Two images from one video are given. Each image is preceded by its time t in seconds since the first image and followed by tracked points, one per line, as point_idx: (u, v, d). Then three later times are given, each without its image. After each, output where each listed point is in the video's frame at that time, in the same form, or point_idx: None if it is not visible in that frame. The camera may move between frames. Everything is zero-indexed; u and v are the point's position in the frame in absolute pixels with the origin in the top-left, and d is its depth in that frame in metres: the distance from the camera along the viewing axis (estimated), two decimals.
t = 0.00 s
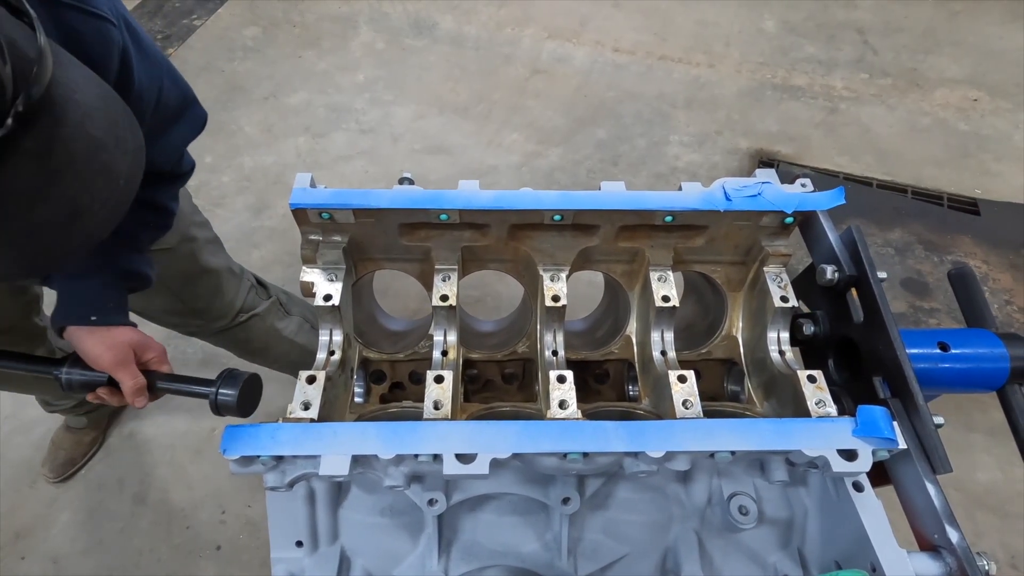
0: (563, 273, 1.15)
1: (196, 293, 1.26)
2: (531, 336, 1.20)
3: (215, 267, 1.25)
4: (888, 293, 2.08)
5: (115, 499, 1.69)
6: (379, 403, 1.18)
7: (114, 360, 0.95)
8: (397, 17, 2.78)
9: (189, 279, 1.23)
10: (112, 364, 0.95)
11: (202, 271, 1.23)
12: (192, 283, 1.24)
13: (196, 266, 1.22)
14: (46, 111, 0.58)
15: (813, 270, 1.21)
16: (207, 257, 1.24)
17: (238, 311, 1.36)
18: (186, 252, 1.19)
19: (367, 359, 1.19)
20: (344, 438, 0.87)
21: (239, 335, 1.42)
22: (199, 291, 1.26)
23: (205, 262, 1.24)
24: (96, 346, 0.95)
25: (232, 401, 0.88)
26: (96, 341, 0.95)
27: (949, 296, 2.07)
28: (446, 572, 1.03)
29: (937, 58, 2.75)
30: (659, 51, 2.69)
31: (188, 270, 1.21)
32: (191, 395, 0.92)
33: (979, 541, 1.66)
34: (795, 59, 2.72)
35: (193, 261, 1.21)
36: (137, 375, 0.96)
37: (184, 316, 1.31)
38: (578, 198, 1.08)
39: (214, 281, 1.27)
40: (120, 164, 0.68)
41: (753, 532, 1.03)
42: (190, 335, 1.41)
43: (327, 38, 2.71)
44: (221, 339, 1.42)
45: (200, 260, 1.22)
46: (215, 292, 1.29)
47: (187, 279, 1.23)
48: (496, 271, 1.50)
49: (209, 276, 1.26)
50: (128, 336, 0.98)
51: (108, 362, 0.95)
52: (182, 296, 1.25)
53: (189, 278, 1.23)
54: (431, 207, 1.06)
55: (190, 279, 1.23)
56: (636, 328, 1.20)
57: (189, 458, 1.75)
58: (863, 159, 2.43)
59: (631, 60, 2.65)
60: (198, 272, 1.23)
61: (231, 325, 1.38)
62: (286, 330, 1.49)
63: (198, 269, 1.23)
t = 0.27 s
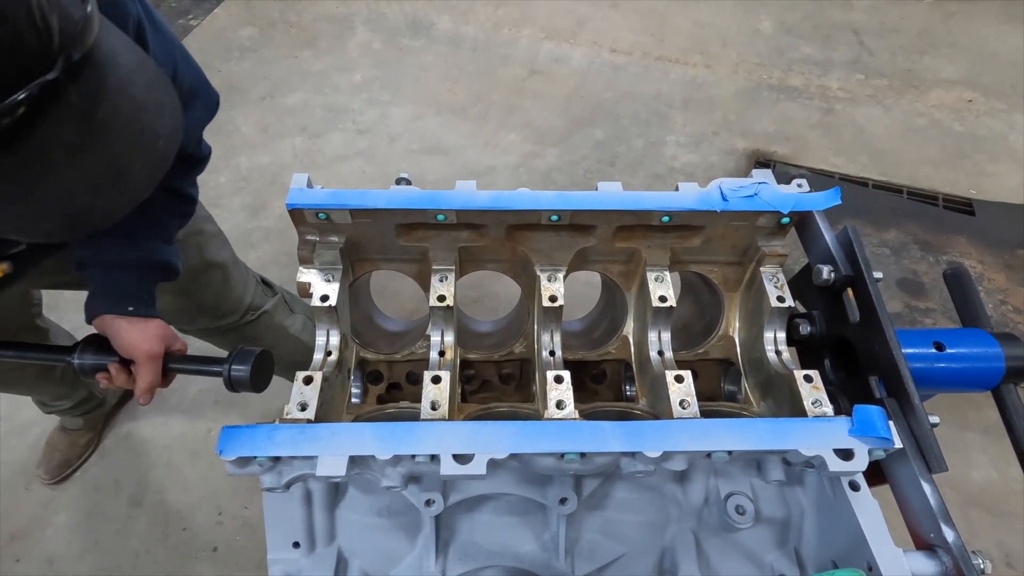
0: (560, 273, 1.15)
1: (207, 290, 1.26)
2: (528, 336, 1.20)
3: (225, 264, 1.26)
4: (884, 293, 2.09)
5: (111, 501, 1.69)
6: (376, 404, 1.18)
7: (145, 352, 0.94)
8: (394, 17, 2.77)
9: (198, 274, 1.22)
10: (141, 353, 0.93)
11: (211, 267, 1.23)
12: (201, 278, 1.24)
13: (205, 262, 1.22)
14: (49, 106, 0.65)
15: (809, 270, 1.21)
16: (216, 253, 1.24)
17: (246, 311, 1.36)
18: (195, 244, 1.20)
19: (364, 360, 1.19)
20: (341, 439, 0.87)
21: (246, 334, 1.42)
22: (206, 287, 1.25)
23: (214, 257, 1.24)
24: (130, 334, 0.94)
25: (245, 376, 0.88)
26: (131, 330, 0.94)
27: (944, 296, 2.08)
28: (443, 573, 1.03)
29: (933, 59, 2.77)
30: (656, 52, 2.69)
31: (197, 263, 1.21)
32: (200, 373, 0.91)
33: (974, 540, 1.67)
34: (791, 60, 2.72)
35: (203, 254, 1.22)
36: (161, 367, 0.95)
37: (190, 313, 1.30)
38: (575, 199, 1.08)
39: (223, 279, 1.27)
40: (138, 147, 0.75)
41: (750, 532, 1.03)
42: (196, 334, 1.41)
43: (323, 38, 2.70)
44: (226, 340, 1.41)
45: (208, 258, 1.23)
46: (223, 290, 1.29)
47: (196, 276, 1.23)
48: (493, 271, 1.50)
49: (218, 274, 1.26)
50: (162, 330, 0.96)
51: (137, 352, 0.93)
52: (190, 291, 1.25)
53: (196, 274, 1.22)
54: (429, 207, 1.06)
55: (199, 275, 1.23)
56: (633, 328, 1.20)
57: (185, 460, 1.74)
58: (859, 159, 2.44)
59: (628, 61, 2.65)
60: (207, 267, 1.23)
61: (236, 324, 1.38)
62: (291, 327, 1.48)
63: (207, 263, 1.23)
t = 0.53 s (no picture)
0: (559, 274, 1.16)
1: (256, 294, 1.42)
2: (527, 337, 1.20)
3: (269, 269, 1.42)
4: (882, 293, 2.09)
5: (109, 502, 1.68)
6: (374, 404, 1.17)
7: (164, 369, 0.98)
8: (392, 17, 2.77)
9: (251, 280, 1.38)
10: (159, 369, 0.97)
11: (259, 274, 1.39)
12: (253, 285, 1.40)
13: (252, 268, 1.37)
14: (281, 55, 0.56)
15: (806, 270, 1.21)
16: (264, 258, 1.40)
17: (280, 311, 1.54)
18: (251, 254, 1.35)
19: (362, 360, 1.19)
20: (339, 439, 0.87)
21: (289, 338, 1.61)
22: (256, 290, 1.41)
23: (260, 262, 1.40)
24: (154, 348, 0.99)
25: (263, 398, 0.89)
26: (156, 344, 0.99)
27: (942, 296, 2.09)
28: (442, 573, 1.03)
29: (930, 60, 2.77)
30: (654, 52, 2.70)
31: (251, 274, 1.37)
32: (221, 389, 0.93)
33: (972, 539, 1.67)
34: (789, 60, 2.73)
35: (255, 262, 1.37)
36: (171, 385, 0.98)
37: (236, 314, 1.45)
38: (574, 199, 1.08)
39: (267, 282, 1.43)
40: (358, 108, 0.65)
41: (748, 532, 1.03)
42: (234, 337, 1.56)
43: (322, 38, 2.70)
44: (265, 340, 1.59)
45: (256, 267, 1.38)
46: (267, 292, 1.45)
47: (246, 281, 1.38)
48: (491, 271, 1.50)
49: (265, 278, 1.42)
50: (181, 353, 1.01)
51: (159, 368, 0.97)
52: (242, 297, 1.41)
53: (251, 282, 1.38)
54: (427, 208, 1.06)
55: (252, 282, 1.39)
56: (631, 328, 1.20)
57: (183, 461, 1.74)
58: (857, 160, 2.45)
59: (626, 61, 2.66)
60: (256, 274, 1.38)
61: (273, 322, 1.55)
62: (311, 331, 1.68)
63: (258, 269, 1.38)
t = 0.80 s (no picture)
0: (558, 274, 1.16)
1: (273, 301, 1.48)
2: (526, 337, 1.20)
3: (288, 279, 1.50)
4: (881, 293, 2.10)
5: (108, 503, 1.68)
6: (374, 403, 1.17)
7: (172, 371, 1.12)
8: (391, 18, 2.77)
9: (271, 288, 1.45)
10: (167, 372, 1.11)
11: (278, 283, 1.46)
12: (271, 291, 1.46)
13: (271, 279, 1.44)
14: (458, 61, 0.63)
15: (806, 270, 1.21)
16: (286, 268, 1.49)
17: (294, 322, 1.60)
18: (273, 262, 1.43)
19: (362, 360, 1.19)
20: (339, 439, 0.87)
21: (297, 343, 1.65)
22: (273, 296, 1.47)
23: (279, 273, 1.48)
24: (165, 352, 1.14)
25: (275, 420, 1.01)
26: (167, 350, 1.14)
27: (941, 296, 2.09)
28: (442, 573, 1.03)
29: (929, 60, 2.78)
30: (653, 52, 2.70)
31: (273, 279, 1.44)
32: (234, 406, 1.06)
33: (971, 538, 1.67)
34: (788, 60, 2.73)
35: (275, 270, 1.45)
36: (179, 391, 1.11)
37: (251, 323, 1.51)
38: (573, 199, 1.08)
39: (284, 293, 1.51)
40: (497, 121, 0.70)
41: (748, 532, 1.03)
42: (247, 341, 1.60)
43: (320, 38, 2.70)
44: (276, 343, 1.62)
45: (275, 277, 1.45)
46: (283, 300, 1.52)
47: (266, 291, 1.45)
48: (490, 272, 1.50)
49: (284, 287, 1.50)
50: (191, 361, 1.16)
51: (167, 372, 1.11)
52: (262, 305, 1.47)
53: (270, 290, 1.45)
54: (427, 208, 1.06)
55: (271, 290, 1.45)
56: (631, 328, 1.20)
57: (183, 461, 1.74)
58: (856, 160, 2.45)
59: (625, 61, 2.66)
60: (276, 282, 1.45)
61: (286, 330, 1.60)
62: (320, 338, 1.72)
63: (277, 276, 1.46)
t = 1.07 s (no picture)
0: (558, 274, 1.16)
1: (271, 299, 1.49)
2: (526, 337, 1.20)
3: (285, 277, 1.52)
4: (880, 292, 2.10)
5: (107, 503, 1.68)
6: (374, 404, 1.17)
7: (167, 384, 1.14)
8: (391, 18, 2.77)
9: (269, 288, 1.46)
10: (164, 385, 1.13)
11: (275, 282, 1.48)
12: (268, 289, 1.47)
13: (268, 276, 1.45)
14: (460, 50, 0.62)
15: (805, 270, 1.22)
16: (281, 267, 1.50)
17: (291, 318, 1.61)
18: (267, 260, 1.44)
19: (362, 360, 1.19)
20: (339, 439, 0.87)
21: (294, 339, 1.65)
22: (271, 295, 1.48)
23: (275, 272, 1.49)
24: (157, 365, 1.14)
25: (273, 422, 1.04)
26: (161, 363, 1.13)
27: (940, 296, 2.09)
28: (442, 573, 1.03)
29: (929, 60, 2.78)
30: (653, 52, 2.70)
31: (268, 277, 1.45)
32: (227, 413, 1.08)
33: (971, 538, 1.67)
34: (788, 60, 2.73)
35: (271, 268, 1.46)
36: (179, 398, 1.14)
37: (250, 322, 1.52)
38: (573, 199, 1.08)
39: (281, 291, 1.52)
40: (497, 120, 0.68)
41: (747, 532, 1.03)
42: (244, 336, 1.59)
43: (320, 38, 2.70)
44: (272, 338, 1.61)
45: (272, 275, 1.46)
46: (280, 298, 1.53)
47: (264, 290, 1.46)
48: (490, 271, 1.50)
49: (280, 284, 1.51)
50: (189, 367, 1.17)
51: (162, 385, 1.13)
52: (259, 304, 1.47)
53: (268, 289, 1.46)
54: (426, 208, 1.06)
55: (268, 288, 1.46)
56: (631, 328, 1.20)
57: (183, 462, 1.74)
58: (855, 160, 2.45)
59: (625, 61, 2.66)
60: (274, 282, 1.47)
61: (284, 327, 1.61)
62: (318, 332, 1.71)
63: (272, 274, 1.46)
